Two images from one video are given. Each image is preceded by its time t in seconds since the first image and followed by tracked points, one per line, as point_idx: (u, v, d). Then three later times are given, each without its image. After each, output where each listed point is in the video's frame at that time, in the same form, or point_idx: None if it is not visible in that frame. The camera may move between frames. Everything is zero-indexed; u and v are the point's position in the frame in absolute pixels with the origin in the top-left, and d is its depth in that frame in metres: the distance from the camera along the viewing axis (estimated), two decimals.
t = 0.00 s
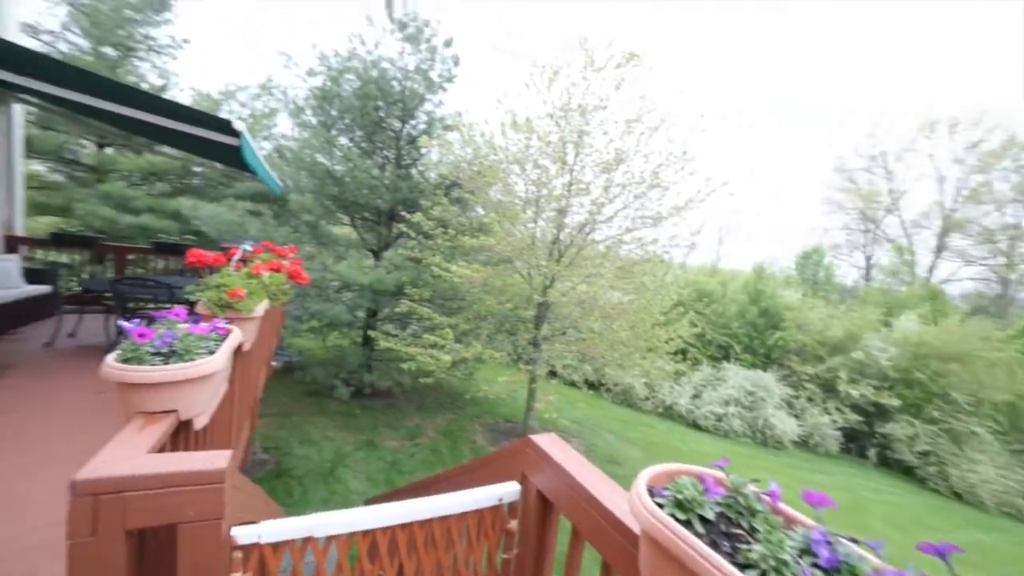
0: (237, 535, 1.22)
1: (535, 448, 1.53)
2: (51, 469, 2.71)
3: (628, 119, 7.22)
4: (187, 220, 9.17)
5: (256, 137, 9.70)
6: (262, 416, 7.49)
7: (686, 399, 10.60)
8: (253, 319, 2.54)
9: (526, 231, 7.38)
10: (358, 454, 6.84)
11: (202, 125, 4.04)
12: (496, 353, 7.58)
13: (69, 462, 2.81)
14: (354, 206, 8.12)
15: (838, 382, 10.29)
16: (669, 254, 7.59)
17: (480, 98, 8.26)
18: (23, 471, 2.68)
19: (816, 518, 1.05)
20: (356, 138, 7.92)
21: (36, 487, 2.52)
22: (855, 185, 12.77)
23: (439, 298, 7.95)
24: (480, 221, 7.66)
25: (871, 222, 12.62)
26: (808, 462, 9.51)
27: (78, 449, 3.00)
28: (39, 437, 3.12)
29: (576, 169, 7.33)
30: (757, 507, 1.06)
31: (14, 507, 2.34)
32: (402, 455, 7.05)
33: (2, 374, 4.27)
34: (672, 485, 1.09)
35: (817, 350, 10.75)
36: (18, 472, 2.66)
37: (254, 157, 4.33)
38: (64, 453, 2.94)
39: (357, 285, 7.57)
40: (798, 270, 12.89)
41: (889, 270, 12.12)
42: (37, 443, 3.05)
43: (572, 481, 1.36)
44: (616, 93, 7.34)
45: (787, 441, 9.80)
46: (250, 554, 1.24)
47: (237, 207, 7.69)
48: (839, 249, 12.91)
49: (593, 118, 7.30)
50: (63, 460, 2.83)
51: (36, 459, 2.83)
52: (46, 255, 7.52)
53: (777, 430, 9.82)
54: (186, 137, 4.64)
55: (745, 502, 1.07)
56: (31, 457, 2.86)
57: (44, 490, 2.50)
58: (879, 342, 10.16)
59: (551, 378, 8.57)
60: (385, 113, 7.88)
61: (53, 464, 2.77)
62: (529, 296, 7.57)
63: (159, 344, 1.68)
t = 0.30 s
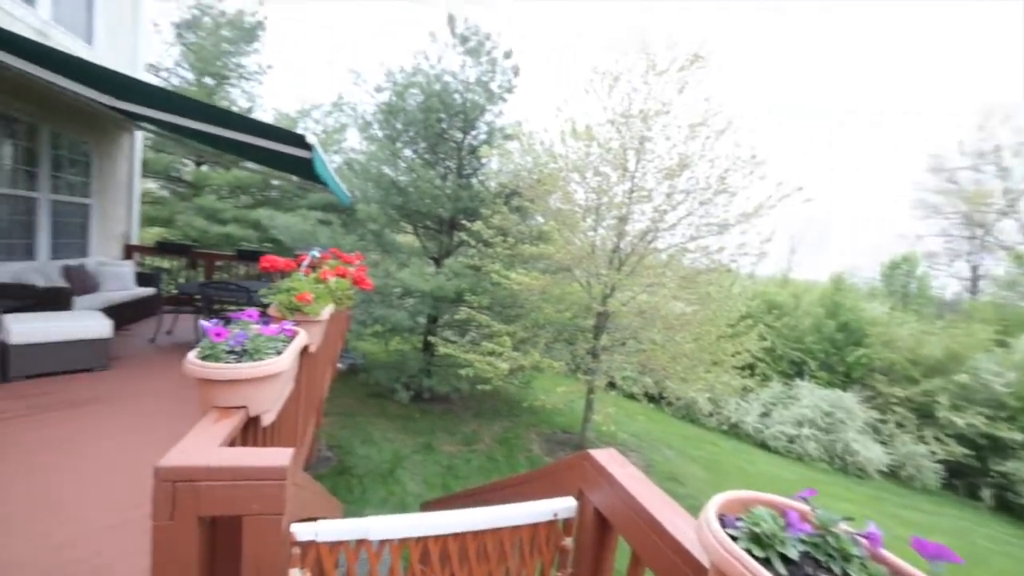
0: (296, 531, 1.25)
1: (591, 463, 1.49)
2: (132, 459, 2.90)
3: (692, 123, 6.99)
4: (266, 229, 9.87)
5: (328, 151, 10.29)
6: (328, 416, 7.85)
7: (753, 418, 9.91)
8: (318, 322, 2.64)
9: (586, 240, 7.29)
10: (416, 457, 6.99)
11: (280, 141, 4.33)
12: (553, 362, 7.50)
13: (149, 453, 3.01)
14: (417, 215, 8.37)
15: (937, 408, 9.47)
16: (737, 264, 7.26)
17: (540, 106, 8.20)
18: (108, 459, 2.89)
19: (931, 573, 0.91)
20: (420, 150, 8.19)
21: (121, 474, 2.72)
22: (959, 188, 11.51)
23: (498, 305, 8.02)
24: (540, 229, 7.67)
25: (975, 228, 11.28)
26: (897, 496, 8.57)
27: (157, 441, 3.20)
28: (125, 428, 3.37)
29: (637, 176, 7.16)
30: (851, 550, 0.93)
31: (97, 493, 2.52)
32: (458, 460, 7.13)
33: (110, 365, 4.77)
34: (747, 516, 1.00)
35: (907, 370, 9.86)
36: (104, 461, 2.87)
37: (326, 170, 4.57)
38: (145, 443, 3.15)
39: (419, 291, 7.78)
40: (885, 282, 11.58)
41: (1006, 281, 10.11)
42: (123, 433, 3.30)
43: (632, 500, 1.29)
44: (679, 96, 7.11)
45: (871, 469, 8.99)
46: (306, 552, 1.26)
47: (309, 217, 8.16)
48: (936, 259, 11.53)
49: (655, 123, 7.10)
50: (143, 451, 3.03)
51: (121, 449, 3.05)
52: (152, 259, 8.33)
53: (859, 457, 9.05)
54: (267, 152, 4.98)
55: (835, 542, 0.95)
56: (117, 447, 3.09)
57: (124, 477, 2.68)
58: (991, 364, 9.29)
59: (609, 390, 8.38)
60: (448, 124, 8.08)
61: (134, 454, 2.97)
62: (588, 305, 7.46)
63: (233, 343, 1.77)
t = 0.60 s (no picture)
0: (355, 530, 1.28)
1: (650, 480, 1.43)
2: (202, 462, 3.08)
3: (762, 123, 6.67)
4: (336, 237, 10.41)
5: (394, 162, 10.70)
6: (389, 417, 8.09)
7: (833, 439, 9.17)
8: (381, 326, 2.72)
9: (648, 246, 7.09)
10: (472, 462, 7.06)
11: (350, 154, 4.57)
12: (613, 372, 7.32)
13: (215, 456, 3.17)
14: (478, 223, 8.51)
15: None
16: (812, 272, 6.79)
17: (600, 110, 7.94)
18: (156, 462, 3.04)
19: None
20: (480, 159, 8.32)
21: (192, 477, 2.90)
22: None
23: (558, 313, 7.94)
24: (599, 236, 7.57)
25: None
26: (1018, 543, 7.77)
27: (223, 442, 3.38)
28: (203, 427, 3.61)
29: (702, 180, 6.89)
30: None
31: (165, 496, 2.67)
32: (514, 467, 7.11)
33: (199, 361, 5.18)
34: (839, 554, 0.90)
35: None
36: (150, 465, 3.01)
37: (391, 181, 4.77)
38: (175, 444, 3.31)
39: (479, 298, 7.88)
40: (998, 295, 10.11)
41: None
42: (158, 432, 3.47)
43: (698, 522, 1.20)
44: (746, 95, 6.79)
45: (985, 510, 8.10)
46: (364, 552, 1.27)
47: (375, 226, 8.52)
48: None
49: (722, 124, 6.81)
50: (209, 453, 3.20)
51: (153, 449, 3.22)
52: (237, 265, 9.01)
53: (969, 493, 8.16)
54: (339, 164, 5.26)
55: None
56: (150, 446, 3.26)
57: (191, 482, 2.84)
58: None
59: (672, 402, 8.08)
60: (508, 133, 8.17)
61: (181, 458, 3.12)
62: (650, 314, 7.27)
63: (301, 344, 1.85)
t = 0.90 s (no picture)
0: (415, 530, 1.30)
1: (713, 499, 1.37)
2: (256, 460, 3.20)
3: (840, 115, 6.24)
4: (399, 245, 10.80)
5: (454, 170, 10.93)
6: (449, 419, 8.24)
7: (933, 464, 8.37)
8: (442, 330, 2.78)
9: (714, 250, 6.79)
10: (529, 468, 7.03)
11: (414, 164, 4.74)
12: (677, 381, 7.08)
13: (254, 457, 3.24)
14: (537, 228, 8.54)
15: None
16: (902, 275, 6.22)
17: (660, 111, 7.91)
18: (179, 462, 3.10)
19: None
20: (538, 164, 8.35)
21: (254, 473, 3.03)
22: None
23: (617, 318, 7.81)
24: (661, 241, 7.36)
25: None
26: None
27: (263, 443, 3.46)
28: (270, 424, 3.80)
29: (771, 179, 6.55)
30: None
31: (216, 492, 2.79)
32: (572, 475, 7.01)
33: (276, 361, 5.54)
34: None
35: None
36: (173, 465, 3.07)
37: (452, 190, 4.89)
38: (201, 444, 3.37)
39: (538, 303, 7.86)
40: None
41: None
42: (187, 432, 3.56)
43: (773, 544, 1.11)
44: (821, 86, 6.35)
45: None
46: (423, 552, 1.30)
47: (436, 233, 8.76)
48: None
49: (794, 119, 6.43)
50: (230, 455, 3.25)
51: (178, 449, 3.28)
52: (309, 272, 9.55)
53: None
54: (403, 174, 5.47)
55: None
56: (176, 446, 3.32)
57: (242, 479, 2.95)
58: None
59: (740, 414, 7.68)
60: (565, 138, 8.16)
61: (204, 458, 3.17)
62: (716, 321, 6.98)
63: (367, 346, 1.91)
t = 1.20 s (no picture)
0: (471, 531, 1.31)
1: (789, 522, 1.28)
2: (294, 465, 3.31)
3: (924, 105, 5.77)
4: (453, 252, 11.04)
5: (506, 178, 11.03)
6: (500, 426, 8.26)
7: None
8: (496, 334, 2.82)
9: (777, 254, 6.47)
10: (581, 477, 6.92)
11: (469, 173, 4.86)
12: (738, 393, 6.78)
13: (293, 461, 3.35)
14: (589, 235, 8.47)
15: None
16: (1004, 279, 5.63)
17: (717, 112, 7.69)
18: (227, 460, 3.29)
19: None
20: (590, 171, 8.31)
21: (306, 479, 3.15)
22: None
23: (672, 326, 7.63)
24: (718, 246, 7.13)
25: None
26: None
27: (307, 446, 3.58)
28: (328, 426, 3.95)
29: (839, 178, 6.20)
30: None
31: (247, 496, 2.90)
32: (625, 487, 6.84)
33: (337, 363, 5.80)
34: None
35: None
36: (223, 462, 3.27)
37: (506, 197, 4.97)
38: (252, 443, 3.56)
39: (590, 310, 7.77)
40: None
41: None
42: (244, 428, 3.79)
43: (858, 569, 1.02)
44: (900, 76, 5.93)
45: None
46: (478, 554, 1.30)
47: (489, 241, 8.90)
48: None
49: (866, 114, 6.04)
50: (274, 457, 3.39)
51: (230, 446, 3.49)
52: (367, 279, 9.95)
53: None
54: (457, 183, 5.61)
55: None
56: (230, 442, 3.55)
57: (276, 485, 3.05)
58: None
59: (808, 430, 7.22)
60: (618, 143, 8.07)
61: (250, 458, 3.35)
62: (779, 330, 6.67)
63: (425, 349, 1.96)
